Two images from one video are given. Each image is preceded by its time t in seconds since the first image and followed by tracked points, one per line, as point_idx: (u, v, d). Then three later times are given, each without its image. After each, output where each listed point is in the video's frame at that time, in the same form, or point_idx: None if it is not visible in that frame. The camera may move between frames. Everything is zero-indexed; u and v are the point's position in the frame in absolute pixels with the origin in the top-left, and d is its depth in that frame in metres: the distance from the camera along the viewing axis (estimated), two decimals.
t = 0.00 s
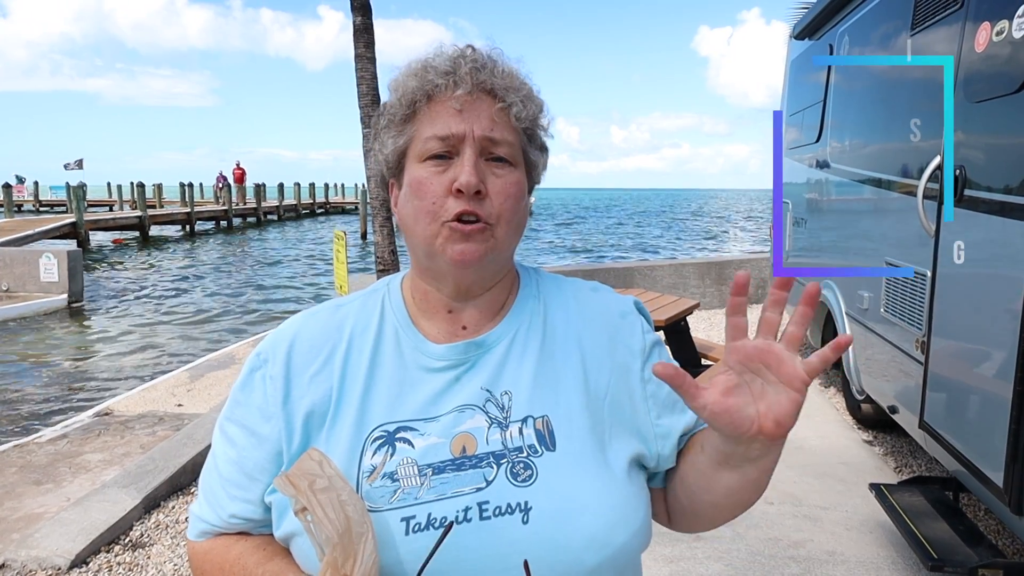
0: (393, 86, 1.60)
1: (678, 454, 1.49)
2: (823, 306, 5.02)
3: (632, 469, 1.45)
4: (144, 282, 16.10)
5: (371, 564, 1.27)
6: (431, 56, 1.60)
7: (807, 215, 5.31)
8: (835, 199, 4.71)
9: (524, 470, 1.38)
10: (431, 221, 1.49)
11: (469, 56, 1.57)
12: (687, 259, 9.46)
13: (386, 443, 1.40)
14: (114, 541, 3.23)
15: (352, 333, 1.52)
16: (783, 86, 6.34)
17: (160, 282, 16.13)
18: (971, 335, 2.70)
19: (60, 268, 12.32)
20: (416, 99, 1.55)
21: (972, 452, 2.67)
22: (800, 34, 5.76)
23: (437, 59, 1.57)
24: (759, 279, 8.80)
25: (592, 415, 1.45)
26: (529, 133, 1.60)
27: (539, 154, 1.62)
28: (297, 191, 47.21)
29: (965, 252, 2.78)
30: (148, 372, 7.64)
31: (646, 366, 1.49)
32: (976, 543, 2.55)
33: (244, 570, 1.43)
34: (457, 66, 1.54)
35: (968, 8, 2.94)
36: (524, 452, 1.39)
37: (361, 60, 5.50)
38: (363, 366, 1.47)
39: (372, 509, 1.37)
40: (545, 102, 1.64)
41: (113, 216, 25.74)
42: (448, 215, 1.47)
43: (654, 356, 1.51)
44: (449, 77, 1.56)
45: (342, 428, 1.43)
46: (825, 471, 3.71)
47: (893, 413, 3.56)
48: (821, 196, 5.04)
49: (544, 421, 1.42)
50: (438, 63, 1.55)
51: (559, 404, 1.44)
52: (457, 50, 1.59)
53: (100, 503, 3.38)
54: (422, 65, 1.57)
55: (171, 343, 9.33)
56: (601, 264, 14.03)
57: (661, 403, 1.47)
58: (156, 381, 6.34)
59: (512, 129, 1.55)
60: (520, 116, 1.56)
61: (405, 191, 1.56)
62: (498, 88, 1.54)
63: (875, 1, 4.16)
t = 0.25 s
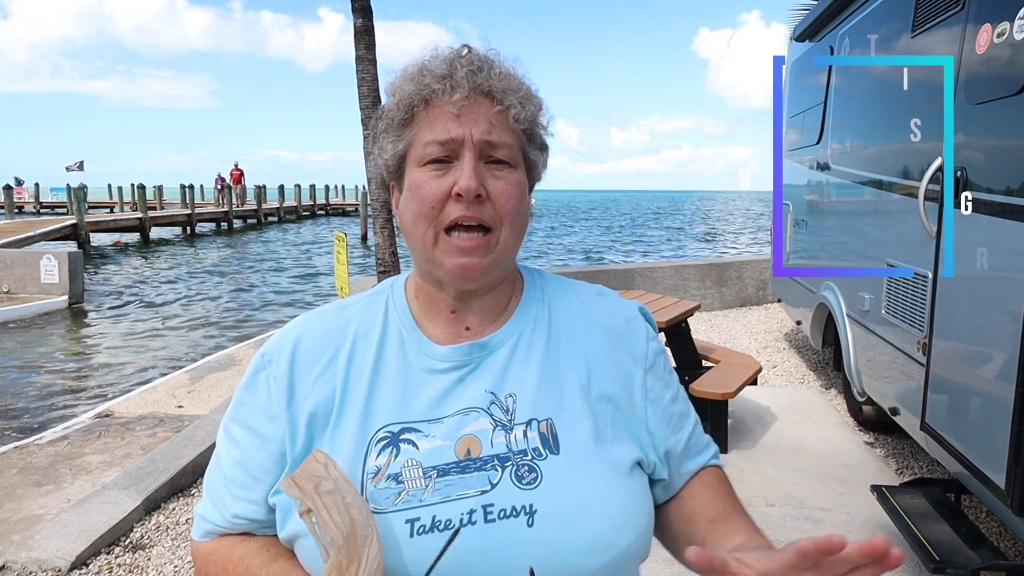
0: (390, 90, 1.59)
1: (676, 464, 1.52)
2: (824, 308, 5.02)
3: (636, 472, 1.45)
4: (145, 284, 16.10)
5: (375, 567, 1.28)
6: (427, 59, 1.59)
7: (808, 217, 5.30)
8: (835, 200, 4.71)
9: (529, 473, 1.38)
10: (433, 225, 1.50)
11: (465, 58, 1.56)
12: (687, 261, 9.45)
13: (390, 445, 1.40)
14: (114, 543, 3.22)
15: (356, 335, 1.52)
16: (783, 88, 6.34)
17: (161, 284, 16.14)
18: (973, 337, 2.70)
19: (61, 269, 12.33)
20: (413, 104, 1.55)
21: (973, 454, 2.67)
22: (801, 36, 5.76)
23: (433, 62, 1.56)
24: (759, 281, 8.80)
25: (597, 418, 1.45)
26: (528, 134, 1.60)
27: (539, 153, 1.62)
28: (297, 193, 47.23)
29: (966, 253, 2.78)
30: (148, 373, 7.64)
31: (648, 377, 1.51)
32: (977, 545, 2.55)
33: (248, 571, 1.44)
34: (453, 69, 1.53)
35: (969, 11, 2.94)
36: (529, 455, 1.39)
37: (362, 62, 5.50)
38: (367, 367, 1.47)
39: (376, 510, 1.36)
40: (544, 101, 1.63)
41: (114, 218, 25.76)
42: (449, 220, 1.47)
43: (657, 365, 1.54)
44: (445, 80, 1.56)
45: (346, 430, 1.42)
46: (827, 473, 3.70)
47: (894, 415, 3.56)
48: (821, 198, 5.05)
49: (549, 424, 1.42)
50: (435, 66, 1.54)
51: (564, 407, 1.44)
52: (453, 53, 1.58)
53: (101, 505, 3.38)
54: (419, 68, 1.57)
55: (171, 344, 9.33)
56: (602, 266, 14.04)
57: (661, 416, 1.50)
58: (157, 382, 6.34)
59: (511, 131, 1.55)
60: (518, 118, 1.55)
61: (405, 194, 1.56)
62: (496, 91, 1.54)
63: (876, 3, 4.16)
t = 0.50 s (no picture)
0: (395, 85, 1.60)
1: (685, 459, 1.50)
2: (825, 307, 5.02)
3: (640, 468, 1.45)
4: (145, 282, 16.10)
5: (380, 562, 1.27)
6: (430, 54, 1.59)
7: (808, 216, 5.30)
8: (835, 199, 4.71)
9: (534, 469, 1.38)
10: (436, 220, 1.49)
11: (469, 53, 1.56)
12: (688, 260, 9.45)
13: (394, 439, 1.39)
14: (115, 540, 3.22)
15: (362, 331, 1.52)
16: (784, 86, 6.33)
17: (161, 282, 16.13)
18: (974, 335, 2.69)
19: (61, 268, 12.33)
20: (417, 99, 1.55)
21: (973, 452, 2.67)
22: (802, 35, 5.75)
23: (437, 58, 1.56)
24: (759, 280, 8.80)
25: (602, 415, 1.45)
26: (532, 129, 1.60)
27: (543, 149, 1.62)
28: (297, 191, 47.22)
29: (967, 251, 2.78)
30: (148, 372, 7.64)
31: (653, 371, 1.51)
32: (978, 543, 2.55)
33: (251, 563, 1.43)
34: (457, 64, 1.53)
35: (970, 10, 2.93)
36: (533, 451, 1.39)
37: (363, 60, 5.50)
38: (372, 362, 1.47)
39: (381, 504, 1.36)
40: (548, 97, 1.63)
41: (114, 216, 25.75)
42: (453, 214, 1.47)
43: (662, 361, 1.54)
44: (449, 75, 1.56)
45: (351, 425, 1.42)
46: (828, 472, 3.70)
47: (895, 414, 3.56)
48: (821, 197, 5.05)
49: (554, 420, 1.42)
50: (438, 62, 1.54)
51: (569, 404, 1.44)
52: (457, 48, 1.58)
53: (101, 503, 3.38)
54: (423, 63, 1.57)
55: (171, 343, 9.33)
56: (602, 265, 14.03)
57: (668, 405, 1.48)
58: (157, 380, 6.34)
59: (515, 125, 1.55)
60: (522, 112, 1.55)
61: (410, 189, 1.56)
62: (499, 85, 1.54)
63: (877, 2, 4.15)
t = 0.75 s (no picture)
0: (382, 79, 1.60)
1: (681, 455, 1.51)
2: (825, 302, 5.02)
3: (633, 461, 1.45)
4: (145, 278, 16.10)
5: (373, 555, 1.27)
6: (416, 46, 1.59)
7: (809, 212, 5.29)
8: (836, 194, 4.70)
9: (528, 462, 1.38)
10: (426, 211, 1.49)
11: (454, 43, 1.56)
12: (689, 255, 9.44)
13: (389, 432, 1.40)
14: (115, 535, 3.23)
15: (357, 325, 1.52)
16: (784, 81, 6.31)
17: (162, 278, 16.14)
18: (974, 331, 2.69)
19: (61, 263, 12.33)
20: (404, 91, 1.55)
21: (973, 447, 2.68)
22: (803, 29, 5.73)
23: (421, 48, 1.56)
24: (760, 275, 8.79)
25: (597, 408, 1.45)
26: (521, 118, 1.59)
27: (532, 137, 1.61)
28: (298, 187, 47.18)
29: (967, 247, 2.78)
30: (149, 367, 7.64)
31: (649, 370, 1.51)
32: (977, 538, 2.55)
33: (249, 558, 1.44)
34: (441, 54, 1.53)
35: (972, 5, 2.92)
36: (528, 444, 1.39)
37: (363, 55, 5.49)
38: (367, 356, 1.47)
39: (375, 497, 1.36)
40: (535, 85, 1.63)
41: (114, 212, 25.74)
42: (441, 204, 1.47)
43: (660, 359, 1.54)
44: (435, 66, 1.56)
45: (346, 418, 1.42)
46: (827, 467, 3.71)
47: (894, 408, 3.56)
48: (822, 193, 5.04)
49: (548, 414, 1.42)
50: (423, 53, 1.55)
51: (564, 397, 1.44)
52: (443, 38, 1.58)
53: (102, 497, 3.39)
54: (408, 55, 1.57)
55: (172, 338, 9.34)
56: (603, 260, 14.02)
57: (661, 413, 1.51)
58: (158, 375, 6.34)
59: (502, 114, 1.54)
60: (508, 100, 1.55)
61: (400, 182, 1.56)
62: (484, 74, 1.54)
63: None
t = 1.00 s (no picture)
0: (391, 77, 1.60)
1: (686, 454, 1.50)
2: (826, 300, 5.02)
3: (641, 462, 1.44)
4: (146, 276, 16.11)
5: (375, 557, 1.27)
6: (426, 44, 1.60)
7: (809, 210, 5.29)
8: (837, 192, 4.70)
9: (532, 463, 1.38)
10: (433, 209, 1.49)
11: (464, 42, 1.56)
12: (690, 253, 9.44)
13: (392, 433, 1.39)
14: (117, 534, 3.23)
15: (360, 325, 1.52)
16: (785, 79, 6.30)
17: (163, 276, 16.15)
18: (975, 329, 2.69)
19: (62, 261, 12.33)
20: (413, 88, 1.55)
21: (975, 445, 2.67)
22: (804, 27, 5.72)
23: (432, 47, 1.56)
24: (761, 274, 8.79)
25: (601, 409, 1.45)
26: (529, 118, 1.59)
27: (540, 137, 1.61)
28: (298, 185, 47.19)
29: (969, 245, 2.78)
30: (150, 365, 7.65)
31: (654, 365, 1.50)
32: (979, 537, 2.55)
33: (251, 559, 1.43)
34: (452, 52, 1.53)
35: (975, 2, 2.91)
36: (531, 445, 1.39)
37: (363, 53, 5.48)
38: (371, 356, 1.47)
39: (378, 499, 1.36)
40: (545, 86, 1.63)
41: (115, 210, 25.75)
42: (449, 202, 1.47)
43: (664, 353, 1.53)
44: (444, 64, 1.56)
45: (349, 419, 1.42)
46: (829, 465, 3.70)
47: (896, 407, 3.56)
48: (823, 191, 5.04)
49: (552, 414, 1.42)
50: (433, 51, 1.54)
51: (568, 397, 1.44)
52: (453, 37, 1.58)
53: (103, 496, 3.39)
54: (418, 53, 1.57)
55: (172, 336, 9.35)
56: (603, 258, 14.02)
57: (669, 402, 1.48)
58: (159, 373, 6.35)
59: (511, 113, 1.54)
60: (518, 100, 1.55)
61: (406, 180, 1.56)
62: (494, 74, 1.53)
63: None
